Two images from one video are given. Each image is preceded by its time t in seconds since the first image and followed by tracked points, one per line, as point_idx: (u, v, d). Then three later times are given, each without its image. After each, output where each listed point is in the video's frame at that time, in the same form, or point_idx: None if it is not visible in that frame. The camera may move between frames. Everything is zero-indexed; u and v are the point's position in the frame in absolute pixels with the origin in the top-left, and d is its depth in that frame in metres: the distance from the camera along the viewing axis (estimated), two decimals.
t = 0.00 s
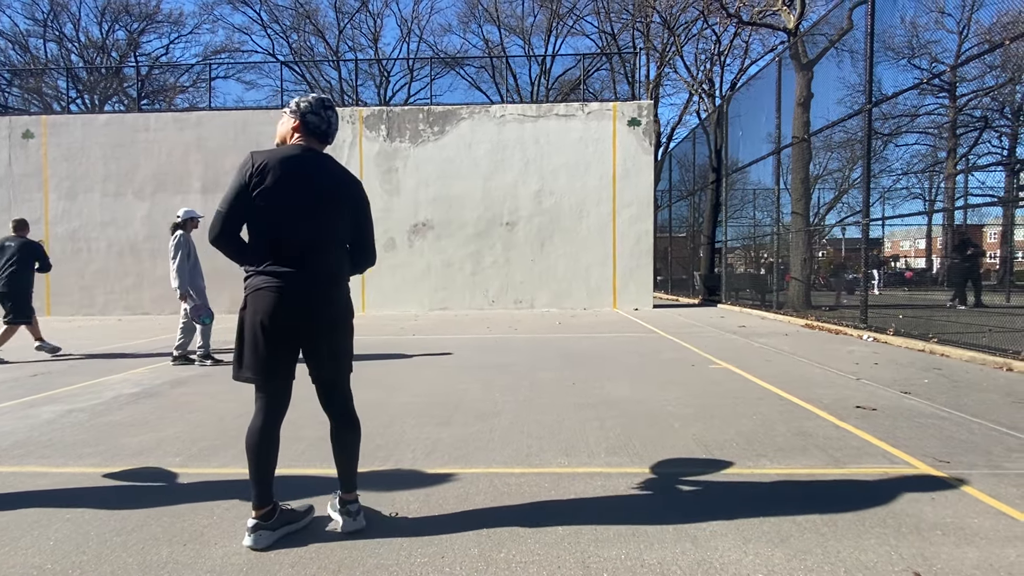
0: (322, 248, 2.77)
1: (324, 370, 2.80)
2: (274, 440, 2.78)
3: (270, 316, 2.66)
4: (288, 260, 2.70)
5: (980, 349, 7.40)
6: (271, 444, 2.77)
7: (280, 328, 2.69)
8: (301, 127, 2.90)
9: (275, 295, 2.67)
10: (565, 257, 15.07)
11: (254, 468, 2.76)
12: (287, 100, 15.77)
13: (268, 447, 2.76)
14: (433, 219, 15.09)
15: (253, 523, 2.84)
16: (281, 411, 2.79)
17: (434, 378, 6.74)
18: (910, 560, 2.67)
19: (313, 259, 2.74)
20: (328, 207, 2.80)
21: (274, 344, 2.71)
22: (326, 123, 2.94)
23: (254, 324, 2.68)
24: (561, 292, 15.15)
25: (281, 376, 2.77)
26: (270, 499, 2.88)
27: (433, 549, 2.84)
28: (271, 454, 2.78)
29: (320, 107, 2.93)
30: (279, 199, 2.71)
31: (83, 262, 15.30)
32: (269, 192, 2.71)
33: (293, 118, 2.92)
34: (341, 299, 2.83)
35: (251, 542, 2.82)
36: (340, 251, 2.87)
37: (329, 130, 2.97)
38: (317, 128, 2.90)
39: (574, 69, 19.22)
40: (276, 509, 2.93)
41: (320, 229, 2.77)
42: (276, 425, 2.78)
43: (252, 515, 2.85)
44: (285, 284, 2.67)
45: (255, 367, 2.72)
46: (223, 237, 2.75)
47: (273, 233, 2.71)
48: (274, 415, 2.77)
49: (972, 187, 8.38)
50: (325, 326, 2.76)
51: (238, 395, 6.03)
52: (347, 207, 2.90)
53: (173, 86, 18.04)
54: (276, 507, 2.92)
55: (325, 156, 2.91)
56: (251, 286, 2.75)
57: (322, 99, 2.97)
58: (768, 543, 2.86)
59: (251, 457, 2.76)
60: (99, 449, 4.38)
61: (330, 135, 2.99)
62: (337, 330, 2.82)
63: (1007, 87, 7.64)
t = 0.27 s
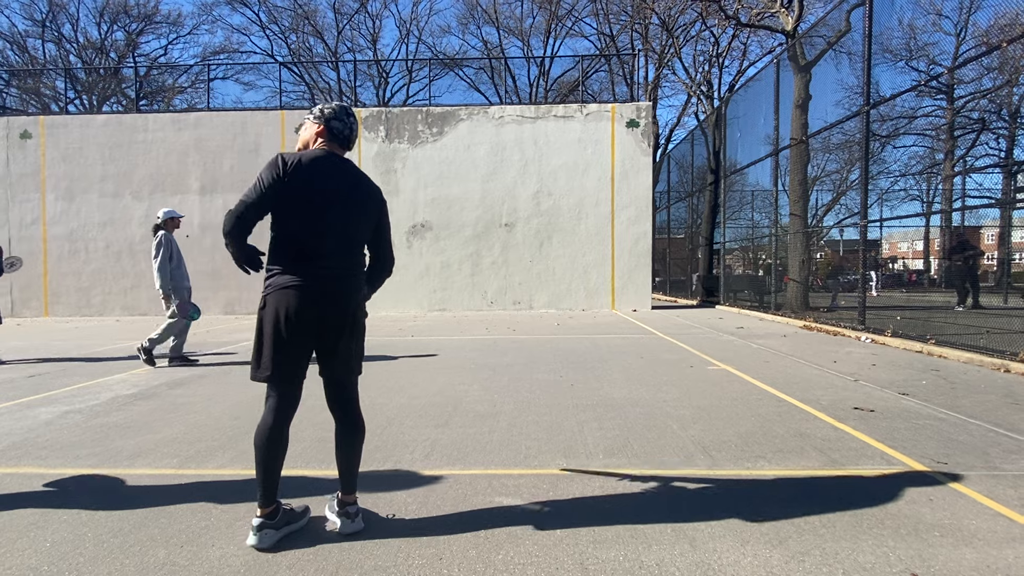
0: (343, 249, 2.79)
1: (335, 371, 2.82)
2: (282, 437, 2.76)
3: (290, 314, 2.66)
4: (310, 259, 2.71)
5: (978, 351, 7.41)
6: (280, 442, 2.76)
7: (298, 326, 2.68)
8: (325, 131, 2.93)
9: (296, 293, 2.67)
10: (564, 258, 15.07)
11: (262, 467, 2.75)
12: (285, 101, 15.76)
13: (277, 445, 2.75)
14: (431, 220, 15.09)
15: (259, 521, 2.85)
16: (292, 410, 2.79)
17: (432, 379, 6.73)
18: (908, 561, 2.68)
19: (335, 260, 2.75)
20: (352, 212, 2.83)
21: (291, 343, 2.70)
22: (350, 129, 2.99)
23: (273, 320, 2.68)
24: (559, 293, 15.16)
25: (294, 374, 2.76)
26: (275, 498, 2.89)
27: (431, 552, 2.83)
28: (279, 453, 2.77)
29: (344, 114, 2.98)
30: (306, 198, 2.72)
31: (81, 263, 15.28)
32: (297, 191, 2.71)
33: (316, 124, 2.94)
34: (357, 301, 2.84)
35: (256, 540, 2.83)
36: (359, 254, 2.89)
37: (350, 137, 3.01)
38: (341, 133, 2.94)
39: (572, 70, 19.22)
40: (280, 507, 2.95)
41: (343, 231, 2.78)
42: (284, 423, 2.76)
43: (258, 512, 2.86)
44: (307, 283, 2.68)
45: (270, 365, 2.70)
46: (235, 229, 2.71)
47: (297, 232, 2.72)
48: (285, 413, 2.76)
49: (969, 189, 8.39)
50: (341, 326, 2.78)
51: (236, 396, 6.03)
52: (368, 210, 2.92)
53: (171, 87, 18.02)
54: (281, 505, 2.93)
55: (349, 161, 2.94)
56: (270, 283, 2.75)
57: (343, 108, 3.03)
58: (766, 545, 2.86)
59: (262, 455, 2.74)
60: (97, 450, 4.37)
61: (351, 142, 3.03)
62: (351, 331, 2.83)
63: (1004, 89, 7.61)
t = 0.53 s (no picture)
0: (353, 249, 2.79)
1: (341, 371, 2.82)
2: (291, 436, 2.76)
3: (300, 313, 2.66)
4: (320, 257, 2.70)
5: (977, 352, 7.42)
6: (291, 441, 2.77)
7: (308, 325, 2.68)
8: (340, 135, 2.90)
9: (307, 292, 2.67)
10: (563, 259, 15.07)
11: (274, 466, 2.76)
12: (284, 101, 15.75)
13: (288, 445, 2.76)
14: (431, 221, 15.09)
15: (276, 520, 2.89)
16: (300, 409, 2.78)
17: (431, 380, 6.73)
18: (907, 562, 2.68)
19: (344, 258, 2.76)
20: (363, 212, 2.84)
21: (300, 341, 2.69)
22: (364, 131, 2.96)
23: (282, 319, 2.67)
24: (558, 294, 15.16)
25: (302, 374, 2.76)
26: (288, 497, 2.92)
27: (430, 553, 2.83)
28: (290, 453, 2.79)
29: (357, 117, 2.95)
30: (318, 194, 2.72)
31: (80, 264, 15.27)
32: (309, 186, 2.71)
33: (332, 127, 2.91)
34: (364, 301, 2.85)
35: (272, 538, 2.87)
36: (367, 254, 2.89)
37: (364, 139, 2.99)
38: (357, 136, 2.92)
39: (572, 71, 19.21)
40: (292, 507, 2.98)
41: (352, 230, 2.79)
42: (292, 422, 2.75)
43: (273, 511, 2.90)
44: (318, 282, 2.68)
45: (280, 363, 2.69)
46: (227, 138, 2.65)
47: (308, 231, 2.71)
48: (292, 413, 2.76)
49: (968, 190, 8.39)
50: (349, 326, 2.78)
51: (235, 397, 6.03)
52: (378, 212, 2.93)
53: (170, 88, 18.02)
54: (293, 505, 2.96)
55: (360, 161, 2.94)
56: (279, 281, 2.73)
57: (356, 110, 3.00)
58: (765, 546, 2.86)
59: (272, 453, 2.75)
60: (96, 451, 4.38)
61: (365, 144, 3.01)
62: (358, 331, 2.84)
63: (1003, 90, 7.59)
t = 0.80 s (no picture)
0: (356, 250, 2.79)
1: (341, 369, 2.83)
2: (291, 434, 2.76)
3: (301, 312, 2.65)
4: (323, 257, 2.71)
5: (977, 352, 7.43)
6: (291, 439, 2.77)
7: (309, 325, 2.68)
8: (348, 136, 2.90)
9: (309, 291, 2.66)
10: (563, 259, 15.07)
11: (274, 463, 2.76)
12: (284, 102, 15.76)
13: (288, 443, 2.76)
14: (431, 221, 15.10)
15: (275, 518, 2.88)
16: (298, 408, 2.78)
17: (431, 380, 6.73)
18: (906, 563, 2.68)
19: (348, 259, 2.76)
20: (368, 212, 2.83)
21: (300, 341, 2.69)
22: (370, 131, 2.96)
23: (282, 319, 2.66)
24: (558, 295, 15.17)
25: (301, 373, 2.76)
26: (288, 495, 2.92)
27: (431, 553, 2.84)
28: (290, 451, 2.79)
29: (364, 118, 2.94)
30: (326, 192, 2.72)
31: (79, 264, 15.27)
32: (317, 185, 2.72)
33: (337, 128, 2.90)
34: (365, 302, 2.85)
35: (273, 536, 2.86)
36: (370, 255, 2.89)
37: (373, 139, 2.99)
38: (364, 137, 2.91)
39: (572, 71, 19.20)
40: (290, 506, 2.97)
41: (356, 231, 2.79)
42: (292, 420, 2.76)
43: (273, 510, 2.89)
44: (320, 282, 2.68)
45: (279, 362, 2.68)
46: (246, 112, 2.70)
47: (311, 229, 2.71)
48: (292, 411, 2.76)
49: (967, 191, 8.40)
50: (349, 325, 2.78)
51: (235, 397, 6.03)
52: (383, 212, 2.93)
53: (170, 88, 18.03)
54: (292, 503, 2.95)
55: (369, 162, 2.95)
56: (281, 279, 2.73)
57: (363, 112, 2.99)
58: (764, 547, 2.86)
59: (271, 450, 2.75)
60: (95, 451, 4.37)
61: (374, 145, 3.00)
62: (357, 332, 2.84)
63: (1002, 91, 7.51)
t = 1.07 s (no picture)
0: (360, 250, 2.79)
1: (343, 370, 2.82)
2: (292, 433, 2.76)
3: (303, 312, 2.65)
4: (326, 257, 2.70)
5: (977, 353, 7.42)
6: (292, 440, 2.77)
7: (312, 324, 2.68)
8: (347, 136, 2.88)
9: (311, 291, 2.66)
10: (563, 259, 15.07)
11: (275, 461, 2.76)
12: (285, 102, 15.76)
13: (290, 443, 2.76)
14: (431, 221, 15.09)
15: (276, 516, 2.88)
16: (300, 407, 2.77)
17: (432, 381, 6.73)
18: (907, 563, 2.68)
19: (351, 260, 2.76)
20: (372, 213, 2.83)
21: (301, 340, 2.69)
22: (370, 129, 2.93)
23: (285, 318, 2.66)
24: (558, 295, 15.17)
25: (303, 373, 2.75)
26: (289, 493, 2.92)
27: (431, 553, 2.84)
28: (291, 450, 2.78)
29: (363, 116, 2.92)
30: (331, 192, 2.71)
31: (80, 264, 15.27)
32: (321, 186, 2.71)
33: (337, 129, 2.90)
34: (368, 303, 2.84)
35: (274, 534, 2.86)
36: (373, 256, 2.89)
37: (374, 136, 2.96)
38: (363, 135, 2.89)
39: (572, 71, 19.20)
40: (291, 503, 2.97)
41: (359, 232, 2.78)
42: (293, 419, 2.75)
43: (274, 507, 2.89)
44: (322, 282, 2.67)
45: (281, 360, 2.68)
46: (250, 113, 2.70)
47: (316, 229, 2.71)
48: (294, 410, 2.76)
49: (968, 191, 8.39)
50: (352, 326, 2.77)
51: (235, 397, 6.03)
52: (387, 214, 2.92)
53: (171, 88, 18.03)
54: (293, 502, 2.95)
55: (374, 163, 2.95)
56: (285, 278, 2.73)
57: (362, 109, 2.96)
58: (765, 547, 2.86)
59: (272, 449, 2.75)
60: (96, 451, 4.37)
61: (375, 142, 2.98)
62: (358, 333, 2.83)
63: (1003, 91, 7.51)
